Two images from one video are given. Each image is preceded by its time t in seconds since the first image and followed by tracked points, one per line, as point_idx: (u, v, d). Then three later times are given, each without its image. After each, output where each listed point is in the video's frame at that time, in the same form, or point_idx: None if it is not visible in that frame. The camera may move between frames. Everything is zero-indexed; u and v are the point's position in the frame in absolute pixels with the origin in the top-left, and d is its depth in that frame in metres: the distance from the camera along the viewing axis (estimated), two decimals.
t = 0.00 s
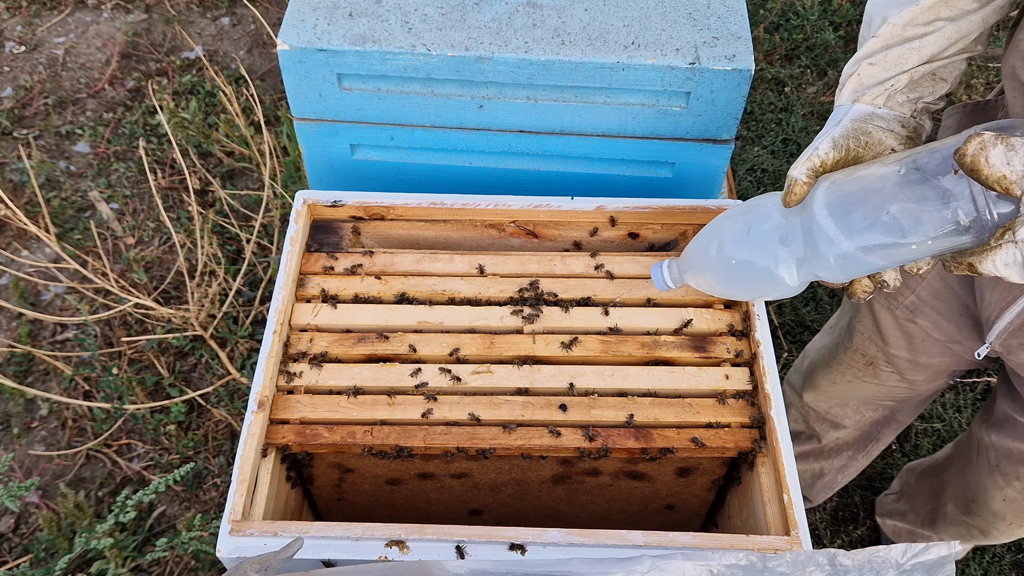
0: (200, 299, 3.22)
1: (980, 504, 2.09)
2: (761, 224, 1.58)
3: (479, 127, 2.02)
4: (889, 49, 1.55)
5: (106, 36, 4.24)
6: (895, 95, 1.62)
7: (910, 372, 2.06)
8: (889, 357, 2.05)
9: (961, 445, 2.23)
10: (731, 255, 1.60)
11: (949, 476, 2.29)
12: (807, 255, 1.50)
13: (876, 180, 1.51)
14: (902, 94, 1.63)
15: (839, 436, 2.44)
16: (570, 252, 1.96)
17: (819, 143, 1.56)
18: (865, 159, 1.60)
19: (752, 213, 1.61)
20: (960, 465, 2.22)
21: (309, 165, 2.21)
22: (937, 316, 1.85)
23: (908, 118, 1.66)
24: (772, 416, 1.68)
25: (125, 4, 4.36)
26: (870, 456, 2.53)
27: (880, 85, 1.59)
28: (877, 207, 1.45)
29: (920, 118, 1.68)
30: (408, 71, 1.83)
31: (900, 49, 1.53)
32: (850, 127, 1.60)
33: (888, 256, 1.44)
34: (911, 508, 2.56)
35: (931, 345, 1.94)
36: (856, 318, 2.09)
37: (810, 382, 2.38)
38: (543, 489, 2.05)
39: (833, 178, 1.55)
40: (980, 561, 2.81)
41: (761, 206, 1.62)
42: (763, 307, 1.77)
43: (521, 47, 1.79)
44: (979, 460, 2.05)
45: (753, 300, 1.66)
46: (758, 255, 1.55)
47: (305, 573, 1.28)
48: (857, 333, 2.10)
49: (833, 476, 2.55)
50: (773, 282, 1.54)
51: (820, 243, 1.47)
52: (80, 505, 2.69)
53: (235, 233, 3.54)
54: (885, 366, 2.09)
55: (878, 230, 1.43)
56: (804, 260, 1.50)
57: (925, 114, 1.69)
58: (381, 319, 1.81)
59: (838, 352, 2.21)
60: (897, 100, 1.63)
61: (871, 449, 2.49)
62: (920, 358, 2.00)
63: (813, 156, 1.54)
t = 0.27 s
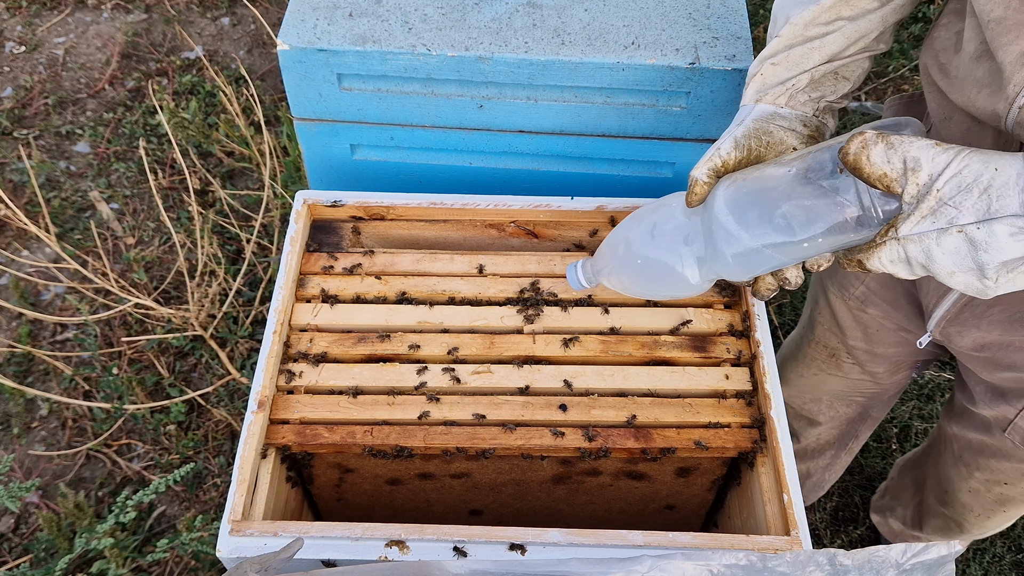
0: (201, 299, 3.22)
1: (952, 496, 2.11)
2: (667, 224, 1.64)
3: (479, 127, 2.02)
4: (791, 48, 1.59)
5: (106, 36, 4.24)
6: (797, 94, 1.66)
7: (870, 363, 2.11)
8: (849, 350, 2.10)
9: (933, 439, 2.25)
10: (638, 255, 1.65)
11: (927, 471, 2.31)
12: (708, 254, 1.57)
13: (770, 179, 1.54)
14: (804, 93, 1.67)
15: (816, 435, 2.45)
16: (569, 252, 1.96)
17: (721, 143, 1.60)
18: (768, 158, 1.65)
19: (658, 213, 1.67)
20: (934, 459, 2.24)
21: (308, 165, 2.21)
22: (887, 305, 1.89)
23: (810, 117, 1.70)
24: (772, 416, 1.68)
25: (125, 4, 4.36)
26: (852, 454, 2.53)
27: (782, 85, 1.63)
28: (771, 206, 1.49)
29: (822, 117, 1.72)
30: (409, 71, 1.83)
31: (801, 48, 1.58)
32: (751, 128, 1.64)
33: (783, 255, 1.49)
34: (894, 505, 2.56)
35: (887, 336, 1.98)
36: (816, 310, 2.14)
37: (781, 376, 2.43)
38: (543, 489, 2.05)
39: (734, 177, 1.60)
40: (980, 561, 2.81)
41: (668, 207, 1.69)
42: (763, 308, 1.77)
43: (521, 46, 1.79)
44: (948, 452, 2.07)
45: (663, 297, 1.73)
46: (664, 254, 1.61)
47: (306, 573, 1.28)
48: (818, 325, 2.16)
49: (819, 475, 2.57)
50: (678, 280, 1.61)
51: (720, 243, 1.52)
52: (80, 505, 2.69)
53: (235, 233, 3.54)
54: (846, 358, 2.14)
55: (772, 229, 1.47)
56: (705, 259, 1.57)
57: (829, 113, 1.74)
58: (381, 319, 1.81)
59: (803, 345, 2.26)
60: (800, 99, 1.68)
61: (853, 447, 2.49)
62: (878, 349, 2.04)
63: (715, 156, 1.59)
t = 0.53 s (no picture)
0: (200, 299, 3.22)
1: (934, 493, 2.11)
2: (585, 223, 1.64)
3: (479, 127, 2.02)
4: (710, 51, 1.59)
5: (106, 36, 4.24)
6: (715, 96, 1.65)
7: (845, 362, 2.12)
8: (823, 349, 2.12)
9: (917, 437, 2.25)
10: (558, 254, 1.65)
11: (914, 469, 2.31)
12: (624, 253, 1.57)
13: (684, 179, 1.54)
14: (721, 95, 1.66)
15: (802, 437, 2.46)
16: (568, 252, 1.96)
17: (640, 143, 1.60)
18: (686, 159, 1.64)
19: (578, 213, 1.67)
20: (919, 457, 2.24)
21: (309, 165, 2.21)
22: (854, 303, 1.91)
23: (728, 119, 1.69)
24: (772, 416, 1.68)
25: (125, 4, 4.36)
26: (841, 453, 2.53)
27: (699, 87, 1.62)
28: (683, 205, 1.49)
29: (740, 119, 1.72)
30: (409, 71, 1.83)
31: (719, 51, 1.58)
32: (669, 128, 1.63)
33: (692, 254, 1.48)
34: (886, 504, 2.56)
35: (857, 334, 2.00)
36: (790, 310, 2.17)
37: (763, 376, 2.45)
38: (543, 489, 2.05)
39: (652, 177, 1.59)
40: (981, 561, 2.81)
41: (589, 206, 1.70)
42: (764, 308, 1.77)
43: (521, 47, 1.79)
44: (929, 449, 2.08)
45: (585, 296, 1.73)
46: (582, 253, 1.61)
47: (305, 573, 1.28)
48: (792, 325, 2.18)
49: (811, 475, 2.58)
50: (596, 280, 1.62)
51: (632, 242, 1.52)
52: (80, 505, 2.69)
53: (235, 233, 3.54)
54: (821, 357, 2.15)
55: (682, 228, 1.47)
56: (621, 258, 1.57)
57: (747, 116, 1.74)
58: (381, 319, 1.82)
59: (780, 346, 2.29)
60: (718, 101, 1.67)
61: (840, 446, 2.49)
62: (850, 347, 2.06)
63: (633, 156, 1.59)
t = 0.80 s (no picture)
0: (200, 299, 3.22)
1: (927, 494, 2.11)
2: (521, 223, 1.67)
3: (479, 127, 2.02)
4: (652, 54, 1.61)
5: (106, 36, 4.24)
6: (654, 100, 1.67)
7: (831, 362, 2.13)
8: (809, 349, 2.13)
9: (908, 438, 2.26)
10: (493, 252, 1.66)
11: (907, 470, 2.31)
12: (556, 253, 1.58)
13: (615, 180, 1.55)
14: (660, 99, 1.68)
15: (796, 437, 2.46)
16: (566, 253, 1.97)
17: (577, 143, 1.61)
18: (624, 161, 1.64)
19: (516, 212, 1.69)
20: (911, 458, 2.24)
21: (309, 165, 2.20)
22: (835, 303, 1.92)
23: (666, 123, 1.70)
24: (772, 416, 1.68)
25: (125, 4, 4.36)
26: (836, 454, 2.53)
27: (639, 90, 1.64)
28: (612, 205, 1.51)
29: (679, 123, 1.73)
30: (409, 71, 1.83)
31: (660, 55, 1.60)
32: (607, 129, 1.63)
33: (620, 255, 1.49)
34: (883, 505, 2.56)
35: (842, 334, 2.01)
36: (778, 311, 2.20)
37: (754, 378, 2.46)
38: (543, 489, 2.05)
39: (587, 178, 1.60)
40: (980, 561, 2.81)
41: (526, 207, 1.72)
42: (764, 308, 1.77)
43: (521, 46, 1.79)
44: (919, 450, 2.08)
45: (522, 296, 1.73)
46: (515, 252, 1.62)
47: (305, 573, 1.28)
48: (780, 326, 2.21)
49: (808, 476, 2.58)
50: (529, 279, 1.62)
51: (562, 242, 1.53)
52: (80, 505, 2.69)
53: (235, 233, 3.54)
54: (808, 358, 2.16)
55: (612, 228, 1.48)
56: (553, 258, 1.59)
57: (686, 121, 1.75)
58: (381, 319, 1.82)
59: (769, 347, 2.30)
60: (657, 105, 1.69)
61: (834, 447, 2.49)
62: (835, 347, 2.07)
63: (569, 156, 1.60)
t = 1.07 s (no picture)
0: (200, 299, 3.22)
1: (925, 492, 2.12)
2: (471, 220, 1.70)
3: (479, 127, 2.02)
4: (608, 57, 1.59)
5: (106, 36, 4.24)
6: (607, 103, 1.66)
7: (832, 362, 2.13)
8: (809, 349, 2.13)
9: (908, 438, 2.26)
10: (445, 248, 1.70)
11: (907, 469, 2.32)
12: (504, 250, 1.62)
13: (565, 180, 1.58)
14: (614, 102, 1.67)
15: (796, 437, 2.46)
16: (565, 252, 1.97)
17: (529, 142, 1.61)
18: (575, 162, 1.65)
19: (468, 210, 1.72)
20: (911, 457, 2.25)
21: (308, 165, 2.20)
22: (833, 302, 1.91)
23: (619, 126, 1.71)
24: (772, 416, 1.68)
25: (125, 4, 4.36)
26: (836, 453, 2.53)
27: (594, 92, 1.63)
28: (560, 204, 1.55)
29: (632, 127, 1.73)
30: (409, 71, 1.83)
31: (616, 58, 1.59)
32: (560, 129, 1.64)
33: (565, 255, 1.53)
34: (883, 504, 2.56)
35: (841, 333, 2.00)
36: (778, 311, 2.20)
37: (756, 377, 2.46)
38: (543, 489, 2.05)
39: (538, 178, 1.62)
40: (980, 561, 2.81)
41: (479, 205, 1.75)
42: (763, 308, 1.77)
43: (520, 47, 1.79)
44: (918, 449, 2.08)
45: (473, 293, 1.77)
46: (466, 248, 1.65)
47: (306, 573, 1.28)
48: (781, 326, 2.20)
49: (808, 476, 2.58)
50: (479, 277, 1.66)
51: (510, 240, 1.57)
52: (80, 505, 2.69)
53: (235, 233, 3.54)
54: (808, 357, 2.16)
55: (559, 228, 1.53)
56: (501, 255, 1.62)
57: (640, 125, 1.75)
58: (381, 319, 1.82)
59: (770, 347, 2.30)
60: (610, 108, 1.68)
61: (835, 447, 2.49)
62: (835, 346, 2.06)
63: (522, 154, 1.61)
